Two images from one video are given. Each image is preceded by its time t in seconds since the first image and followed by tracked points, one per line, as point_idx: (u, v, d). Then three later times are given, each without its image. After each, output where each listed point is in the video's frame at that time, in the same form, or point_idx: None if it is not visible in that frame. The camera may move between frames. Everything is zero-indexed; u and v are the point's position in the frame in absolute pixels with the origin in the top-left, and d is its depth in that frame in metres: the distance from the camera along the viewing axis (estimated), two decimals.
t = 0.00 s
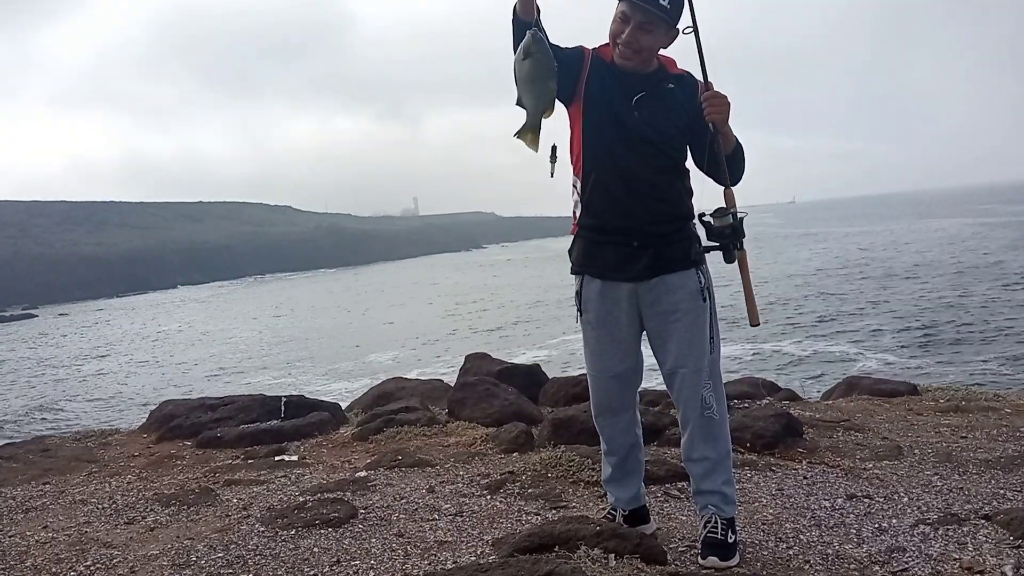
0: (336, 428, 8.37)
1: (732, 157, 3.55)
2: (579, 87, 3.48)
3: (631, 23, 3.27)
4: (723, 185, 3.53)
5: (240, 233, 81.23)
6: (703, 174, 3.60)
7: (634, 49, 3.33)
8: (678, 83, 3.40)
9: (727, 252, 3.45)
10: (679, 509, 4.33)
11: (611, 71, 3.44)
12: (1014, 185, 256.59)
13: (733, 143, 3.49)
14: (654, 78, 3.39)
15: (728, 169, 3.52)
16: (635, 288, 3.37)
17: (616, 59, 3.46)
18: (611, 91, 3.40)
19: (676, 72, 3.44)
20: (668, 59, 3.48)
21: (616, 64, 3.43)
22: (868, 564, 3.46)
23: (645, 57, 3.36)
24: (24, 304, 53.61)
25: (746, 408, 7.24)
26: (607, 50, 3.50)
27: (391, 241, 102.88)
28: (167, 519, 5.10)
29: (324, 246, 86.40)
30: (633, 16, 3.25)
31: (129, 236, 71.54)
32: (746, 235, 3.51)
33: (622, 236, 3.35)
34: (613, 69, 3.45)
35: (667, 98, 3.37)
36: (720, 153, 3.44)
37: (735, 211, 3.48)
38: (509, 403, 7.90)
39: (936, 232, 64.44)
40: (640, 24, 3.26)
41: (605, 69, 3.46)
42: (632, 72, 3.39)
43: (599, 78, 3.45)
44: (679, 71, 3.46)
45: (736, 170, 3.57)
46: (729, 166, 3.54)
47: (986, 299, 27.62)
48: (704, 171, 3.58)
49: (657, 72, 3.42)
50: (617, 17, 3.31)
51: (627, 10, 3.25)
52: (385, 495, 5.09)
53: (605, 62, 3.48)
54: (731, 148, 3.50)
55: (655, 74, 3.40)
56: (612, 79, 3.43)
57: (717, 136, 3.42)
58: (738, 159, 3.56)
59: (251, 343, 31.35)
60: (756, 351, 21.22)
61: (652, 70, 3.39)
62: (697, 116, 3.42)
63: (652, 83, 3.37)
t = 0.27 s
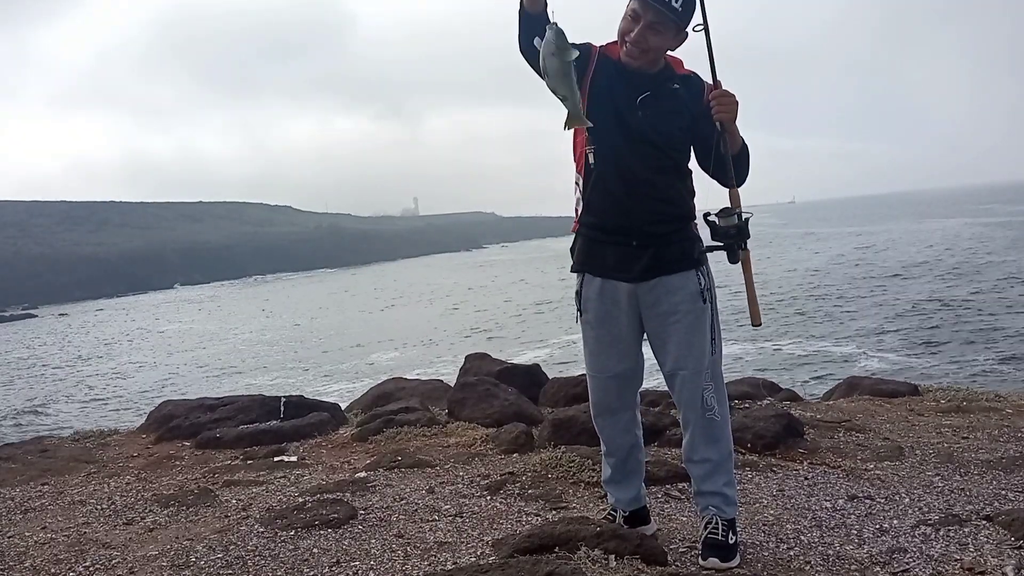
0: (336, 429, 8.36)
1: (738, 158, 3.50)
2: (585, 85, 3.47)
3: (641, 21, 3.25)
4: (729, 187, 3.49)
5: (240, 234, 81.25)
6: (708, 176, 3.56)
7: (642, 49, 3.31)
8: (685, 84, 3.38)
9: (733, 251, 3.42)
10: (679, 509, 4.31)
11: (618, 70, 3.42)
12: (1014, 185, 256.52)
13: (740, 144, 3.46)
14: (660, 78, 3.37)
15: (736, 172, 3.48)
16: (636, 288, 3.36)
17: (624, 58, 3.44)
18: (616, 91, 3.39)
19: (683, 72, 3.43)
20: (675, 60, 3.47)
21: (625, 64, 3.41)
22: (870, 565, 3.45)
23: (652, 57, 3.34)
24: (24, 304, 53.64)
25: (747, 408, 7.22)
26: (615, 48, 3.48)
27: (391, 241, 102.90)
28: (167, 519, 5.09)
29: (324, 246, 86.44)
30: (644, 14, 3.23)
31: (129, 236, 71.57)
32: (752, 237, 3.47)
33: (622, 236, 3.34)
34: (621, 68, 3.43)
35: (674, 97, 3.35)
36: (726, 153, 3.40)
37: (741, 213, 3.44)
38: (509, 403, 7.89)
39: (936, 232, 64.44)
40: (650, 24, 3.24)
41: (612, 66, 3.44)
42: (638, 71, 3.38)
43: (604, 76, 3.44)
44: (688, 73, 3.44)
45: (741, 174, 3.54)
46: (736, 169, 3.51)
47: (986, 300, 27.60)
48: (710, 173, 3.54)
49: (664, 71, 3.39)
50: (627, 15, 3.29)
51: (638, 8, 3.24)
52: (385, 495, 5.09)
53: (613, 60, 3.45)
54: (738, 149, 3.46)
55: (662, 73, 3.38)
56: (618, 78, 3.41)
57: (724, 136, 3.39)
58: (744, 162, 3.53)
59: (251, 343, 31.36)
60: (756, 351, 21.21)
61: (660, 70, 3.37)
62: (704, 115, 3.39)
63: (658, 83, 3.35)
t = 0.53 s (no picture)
0: (336, 429, 8.36)
1: (740, 156, 3.52)
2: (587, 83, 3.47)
3: (649, 21, 3.26)
4: (731, 186, 3.49)
5: (240, 234, 81.23)
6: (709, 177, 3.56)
7: (647, 49, 3.32)
8: (685, 85, 3.39)
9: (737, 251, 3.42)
10: (679, 509, 4.32)
11: (620, 69, 3.42)
12: (1014, 185, 256.51)
13: (741, 143, 3.48)
14: (662, 78, 3.38)
15: (737, 172, 3.51)
16: (637, 289, 3.36)
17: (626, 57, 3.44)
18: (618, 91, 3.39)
19: (684, 72, 3.44)
20: (677, 60, 3.47)
21: (627, 63, 3.41)
22: (870, 565, 3.45)
23: (657, 58, 3.34)
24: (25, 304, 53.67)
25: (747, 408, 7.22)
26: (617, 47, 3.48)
27: (392, 241, 102.95)
28: (167, 519, 5.10)
29: (325, 246, 86.46)
30: (651, 15, 3.24)
31: (129, 236, 71.59)
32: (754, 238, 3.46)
33: (623, 235, 3.34)
34: (623, 67, 3.43)
35: (677, 96, 3.35)
36: (728, 153, 3.42)
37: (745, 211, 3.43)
38: (509, 403, 7.89)
39: (936, 232, 64.49)
40: (657, 24, 3.26)
41: (615, 65, 3.44)
42: (640, 71, 3.38)
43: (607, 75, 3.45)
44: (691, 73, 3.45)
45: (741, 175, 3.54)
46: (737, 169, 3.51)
47: (986, 300, 27.60)
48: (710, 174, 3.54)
49: (667, 72, 3.40)
50: (633, 15, 3.30)
51: (644, 8, 3.24)
52: (385, 495, 5.09)
53: (615, 58, 3.45)
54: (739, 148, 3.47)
55: (663, 73, 3.39)
56: (620, 78, 3.41)
57: (726, 136, 3.40)
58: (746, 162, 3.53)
59: (251, 343, 31.36)
60: (756, 351, 21.22)
61: (663, 69, 3.38)
62: (706, 115, 3.39)
63: (659, 83, 3.37)
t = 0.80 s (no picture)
0: (336, 429, 8.36)
1: (738, 160, 3.43)
2: (589, 82, 3.46)
3: (655, 24, 3.24)
4: (730, 190, 3.44)
5: (240, 234, 81.22)
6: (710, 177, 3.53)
7: (653, 51, 3.30)
8: (688, 85, 3.37)
9: (736, 252, 3.39)
10: (680, 510, 4.30)
11: (623, 69, 3.41)
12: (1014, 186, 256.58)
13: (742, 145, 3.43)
14: (665, 80, 3.36)
15: (740, 172, 3.47)
16: (638, 289, 3.34)
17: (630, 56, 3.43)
18: (621, 90, 3.38)
19: (687, 74, 3.41)
20: (681, 61, 3.45)
21: (632, 63, 3.40)
22: (870, 566, 3.44)
23: (661, 60, 3.33)
24: (25, 304, 53.71)
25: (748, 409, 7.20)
26: (621, 46, 3.47)
27: (392, 241, 103.03)
28: (167, 519, 5.09)
29: (325, 246, 86.52)
30: (658, 16, 3.22)
31: (129, 236, 71.65)
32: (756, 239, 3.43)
33: (623, 233, 3.33)
34: (628, 66, 3.41)
35: (681, 98, 3.34)
36: (729, 153, 3.38)
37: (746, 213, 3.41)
38: (509, 403, 7.88)
39: (936, 233, 64.53)
40: (664, 27, 3.23)
41: (618, 64, 3.42)
42: (644, 71, 3.36)
43: (608, 74, 3.43)
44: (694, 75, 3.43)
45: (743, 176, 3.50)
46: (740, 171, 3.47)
47: (987, 300, 27.58)
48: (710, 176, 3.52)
49: (670, 72, 3.38)
50: (640, 16, 3.27)
51: (652, 9, 3.22)
52: (385, 495, 5.08)
53: (618, 59, 3.44)
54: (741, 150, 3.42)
55: (667, 72, 3.37)
56: (625, 77, 3.40)
57: (728, 137, 3.36)
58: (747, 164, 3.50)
59: (252, 343, 31.35)
60: (756, 351, 21.22)
61: (666, 71, 3.37)
62: (707, 116, 3.35)
63: (662, 84, 3.35)
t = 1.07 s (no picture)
0: (337, 429, 8.36)
1: (738, 161, 3.44)
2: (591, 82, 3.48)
3: (659, 23, 3.26)
4: (728, 191, 3.45)
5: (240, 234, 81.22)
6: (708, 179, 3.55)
7: (656, 51, 3.32)
8: (690, 85, 3.39)
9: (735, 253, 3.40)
10: (680, 510, 4.32)
11: (625, 68, 3.42)
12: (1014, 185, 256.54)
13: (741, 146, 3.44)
14: (669, 79, 3.38)
15: (739, 174, 3.48)
16: (638, 288, 3.36)
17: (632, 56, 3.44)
18: (623, 90, 3.40)
19: (690, 75, 3.43)
20: (684, 62, 3.47)
21: (634, 63, 3.41)
22: (869, 565, 3.45)
23: (664, 60, 3.35)
24: (24, 304, 53.70)
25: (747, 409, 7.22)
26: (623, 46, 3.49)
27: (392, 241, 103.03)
28: (168, 519, 5.10)
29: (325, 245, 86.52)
30: (663, 16, 3.24)
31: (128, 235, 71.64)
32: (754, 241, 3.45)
33: (623, 233, 3.35)
34: (630, 65, 3.43)
35: (683, 98, 3.36)
36: (729, 155, 3.39)
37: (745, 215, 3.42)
38: (509, 403, 7.89)
39: (936, 233, 64.53)
40: (668, 27, 3.26)
41: (620, 64, 3.43)
42: (646, 71, 3.38)
43: (610, 74, 3.45)
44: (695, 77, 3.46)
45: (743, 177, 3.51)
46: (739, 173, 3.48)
47: (987, 300, 27.58)
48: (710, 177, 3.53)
49: (672, 73, 3.40)
50: (645, 15, 3.29)
51: (657, 9, 3.24)
52: (385, 495, 5.09)
53: (620, 57, 3.45)
54: (740, 152, 3.44)
55: (669, 72, 3.38)
56: (627, 76, 3.42)
57: (728, 139, 3.37)
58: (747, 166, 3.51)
59: (252, 343, 31.36)
60: (756, 351, 21.23)
61: (669, 71, 3.39)
62: (708, 118, 3.37)
63: (664, 84, 3.37)
